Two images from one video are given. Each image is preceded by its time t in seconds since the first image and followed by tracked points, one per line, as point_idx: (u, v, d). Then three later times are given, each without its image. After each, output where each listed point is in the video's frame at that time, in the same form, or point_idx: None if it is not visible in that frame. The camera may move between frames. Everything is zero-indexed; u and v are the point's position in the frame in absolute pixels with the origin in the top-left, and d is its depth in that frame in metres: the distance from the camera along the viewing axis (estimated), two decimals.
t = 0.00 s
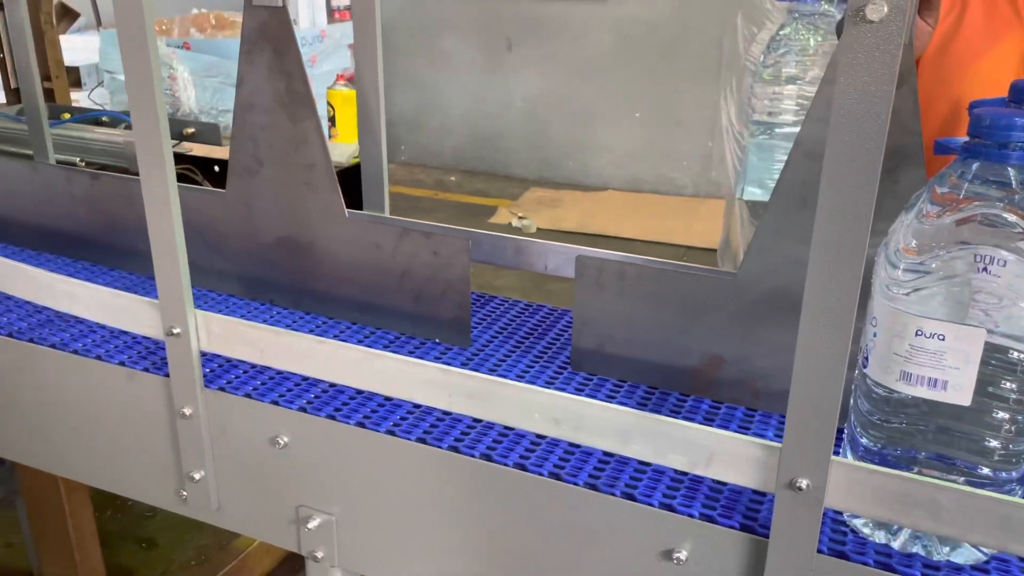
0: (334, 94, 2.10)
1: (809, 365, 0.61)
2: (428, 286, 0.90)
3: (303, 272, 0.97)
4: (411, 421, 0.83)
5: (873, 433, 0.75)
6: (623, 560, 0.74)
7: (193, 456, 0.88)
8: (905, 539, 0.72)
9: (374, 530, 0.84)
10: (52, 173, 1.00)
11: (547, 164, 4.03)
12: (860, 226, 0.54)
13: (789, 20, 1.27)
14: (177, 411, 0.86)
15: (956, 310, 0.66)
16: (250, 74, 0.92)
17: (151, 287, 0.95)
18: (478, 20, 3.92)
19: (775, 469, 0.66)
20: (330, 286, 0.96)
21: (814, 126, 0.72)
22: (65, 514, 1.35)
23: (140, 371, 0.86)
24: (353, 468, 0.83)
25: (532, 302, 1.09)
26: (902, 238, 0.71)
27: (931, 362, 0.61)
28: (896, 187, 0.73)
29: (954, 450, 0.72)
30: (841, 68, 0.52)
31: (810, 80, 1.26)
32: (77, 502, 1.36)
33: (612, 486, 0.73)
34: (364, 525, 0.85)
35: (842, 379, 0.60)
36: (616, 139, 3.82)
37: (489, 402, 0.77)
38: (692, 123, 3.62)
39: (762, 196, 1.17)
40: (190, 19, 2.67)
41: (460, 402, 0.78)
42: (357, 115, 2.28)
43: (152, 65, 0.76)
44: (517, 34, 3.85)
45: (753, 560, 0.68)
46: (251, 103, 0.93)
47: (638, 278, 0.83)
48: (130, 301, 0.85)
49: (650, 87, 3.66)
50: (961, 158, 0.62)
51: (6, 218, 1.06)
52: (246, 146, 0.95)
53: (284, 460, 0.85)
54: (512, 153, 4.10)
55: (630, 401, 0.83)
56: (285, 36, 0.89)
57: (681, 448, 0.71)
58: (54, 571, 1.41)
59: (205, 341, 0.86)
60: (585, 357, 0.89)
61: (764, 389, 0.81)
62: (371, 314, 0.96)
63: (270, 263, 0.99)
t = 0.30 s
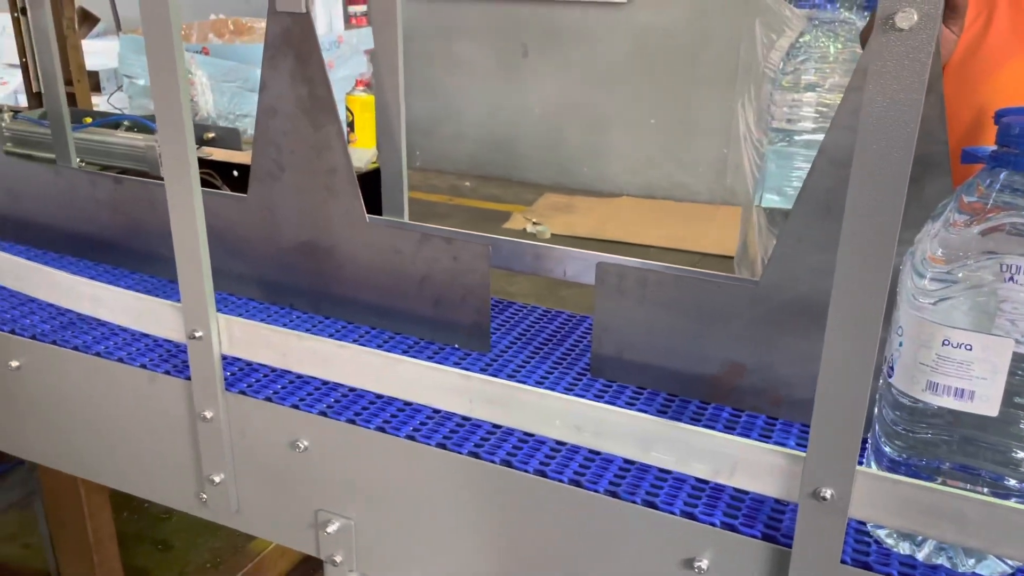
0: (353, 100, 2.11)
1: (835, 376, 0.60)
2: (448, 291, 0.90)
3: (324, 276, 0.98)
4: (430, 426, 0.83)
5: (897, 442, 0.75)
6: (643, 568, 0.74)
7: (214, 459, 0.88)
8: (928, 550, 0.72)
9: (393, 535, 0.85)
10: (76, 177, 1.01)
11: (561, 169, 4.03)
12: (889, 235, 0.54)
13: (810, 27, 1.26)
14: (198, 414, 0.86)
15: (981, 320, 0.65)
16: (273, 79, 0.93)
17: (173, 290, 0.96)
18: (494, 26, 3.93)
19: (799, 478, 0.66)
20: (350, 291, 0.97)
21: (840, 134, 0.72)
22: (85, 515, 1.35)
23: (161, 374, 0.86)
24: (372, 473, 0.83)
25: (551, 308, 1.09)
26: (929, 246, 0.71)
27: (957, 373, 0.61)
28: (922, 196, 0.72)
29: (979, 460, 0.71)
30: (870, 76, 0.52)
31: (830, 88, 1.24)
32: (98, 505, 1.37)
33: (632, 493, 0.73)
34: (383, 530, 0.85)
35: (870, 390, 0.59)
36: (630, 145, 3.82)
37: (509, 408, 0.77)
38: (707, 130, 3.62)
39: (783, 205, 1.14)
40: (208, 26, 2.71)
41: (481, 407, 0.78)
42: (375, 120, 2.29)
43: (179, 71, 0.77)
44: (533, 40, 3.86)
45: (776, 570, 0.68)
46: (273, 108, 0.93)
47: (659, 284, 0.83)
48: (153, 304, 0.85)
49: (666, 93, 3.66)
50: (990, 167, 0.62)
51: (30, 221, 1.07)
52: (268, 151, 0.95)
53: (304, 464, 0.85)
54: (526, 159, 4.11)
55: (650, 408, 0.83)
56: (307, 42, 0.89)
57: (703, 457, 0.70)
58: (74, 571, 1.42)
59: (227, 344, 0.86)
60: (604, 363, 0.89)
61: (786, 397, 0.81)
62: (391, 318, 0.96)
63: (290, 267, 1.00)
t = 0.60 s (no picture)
0: (377, 104, 2.13)
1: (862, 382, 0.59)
2: (473, 293, 0.91)
3: (348, 277, 0.98)
4: (454, 427, 0.83)
5: (926, 447, 0.75)
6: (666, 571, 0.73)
7: (239, 457, 0.89)
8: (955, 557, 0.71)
9: (415, 535, 0.85)
10: (106, 177, 1.02)
11: (580, 175, 4.04)
12: (920, 240, 0.53)
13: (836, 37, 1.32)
14: (224, 412, 0.87)
15: (1010, 322, 0.69)
16: (301, 81, 0.93)
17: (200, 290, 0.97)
18: (515, 32, 3.95)
19: (826, 482, 0.65)
20: (375, 292, 0.97)
21: (869, 138, 0.72)
22: (111, 512, 1.36)
23: (188, 372, 0.87)
24: (396, 472, 0.83)
25: (574, 311, 1.09)
26: (959, 251, 0.71)
27: (987, 378, 0.61)
28: (953, 201, 0.71)
29: (1007, 467, 0.70)
30: (902, 79, 0.51)
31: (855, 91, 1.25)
32: (122, 504, 1.38)
33: (656, 496, 0.73)
34: (405, 529, 0.85)
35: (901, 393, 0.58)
36: (650, 151, 3.83)
37: (533, 409, 0.77)
38: (727, 136, 3.62)
39: (808, 211, 1.15)
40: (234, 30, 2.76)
41: (505, 408, 0.78)
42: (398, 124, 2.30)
43: (209, 72, 0.78)
44: (553, 46, 3.88)
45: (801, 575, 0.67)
46: (301, 110, 0.94)
47: (684, 288, 0.83)
48: (182, 302, 0.86)
49: (686, 99, 3.66)
50: None
51: (60, 221, 1.08)
52: (295, 153, 0.96)
53: (327, 462, 0.86)
54: (545, 164, 4.12)
55: (674, 411, 0.83)
56: (336, 45, 0.90)
57: (728, 460, 0.70)
58: (101, 567, 1.43)
59: (253, 343, 0.87)
60: (628, 366, 0.89)
61: (811, 402, 0.80)
62: (415, 319, 0.96)
63: (315, 268, 1.00)
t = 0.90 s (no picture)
0: (407, 108, 2.15)
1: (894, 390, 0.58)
2: (502, 296, 0.92)
3: (379, 279, 1.00)
4: (484, 428, 0.84)
5: (955, 454, 0.75)
6: None
7: (271, 455, 0.90)
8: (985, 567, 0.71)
9: (444, 534, 0.86)
10: (143, 178, 1.04)
11: (604, 180, 4.05)
12: (954, 249, 0.53)
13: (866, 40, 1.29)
14: (258, 410, 0.89)
15: None
16: (336, 86, 0.95)
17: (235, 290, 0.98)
18: (541, 37, 3.97)
19: (855, 488, 0.65)
20: (405, 294, 0.99)
21: (903, 147, 0.72)
22: (143, 507, 1.39)
23: (223, 370, 0.89)
24: (425, 472, 0.84)
25: (602, 316, 1.10)
26: (993, 260, 0.73)
27: (1021, 387, 0.61)
28: (986, 211, 0.71)
29: None
30: (938, 88, 0.51)
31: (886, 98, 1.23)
32: (154, 500, 1.41)
33: (684, 500, 0.74)
34: (433, 527, 0.86)
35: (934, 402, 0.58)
36: (675, 157, 3.83)
37: (562, 412, 0.78)
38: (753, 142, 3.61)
39: (838, 218, 1.14)
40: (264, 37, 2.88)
41: (535, 410, 0.79)
42: (427, 129, 2.33)
43: (248, 77, 0.79)
44: (579, 51, 3.89)
45: None
46: (335, 114, 0.96)
47: (714, 294, 0.83)
48: (218, 302, 0.88)
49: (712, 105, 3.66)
50: None
51: (98, 221, 1.11)
52: (329, 156, 0.97)
53: (358, 462, 0.87)
54: (569, 169, 4.14)
55: (702, 416, 0.83)
56: (371, 50, 0.91)
57: (758, 465, 0.70)
58: (134, 561, 1.45)
59: (287, 342, 0.89)
60: (657, 371, 0.89)
61: (840, 409, 0.80)
62: (445, 321, 0.98)
63: (347, 270, 1.02)
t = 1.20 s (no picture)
0: (442, 113, 2.18)
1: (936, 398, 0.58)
2: (537, 299, 0.93)
3: (415, 281, 1.01)
4: (519, 430, 0.85)
5: (996, 464, 0.76)
6: None
7: (309, 453, 0.92)
8: None
9: (477, 535, 0.87)
10: (186, 180, 1.06)
11: (633, 186, 4.05)
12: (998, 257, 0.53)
13: (903, 48, 1.28)
14: (296, 408, 0.90)
15: None
16: (377, 91, 0.96)
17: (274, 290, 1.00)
18: (571, 44, 3.98)
19: (895, 496, 0.65)
20: (441, 296, 1.00)
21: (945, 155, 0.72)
22: (179, 502, 1.41)
23: (263, 368, 0.91)
24: (461, 472, 0.85)
25: (636, 321, 1.10)
26: None
27: None
28: None
29: None
30: (984, 96, 0.51)
31: (923, 106, 1.24)
32: (191, 495, 1.43)
33: (719, 505, 0.74)
34: (466, 527, 0.87)
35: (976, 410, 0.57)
36: (705, 164, 3.82)
37: (599, 416, 0.79)
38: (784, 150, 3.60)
39: (874, 225, 1.16)
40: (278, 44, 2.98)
41: (571, 413, 0.80)
42: (460, 133, 2.35)
43: (293, 82, 0.81)
44: (611, 57, 3.90)
45: None
46: (375, 118, 0.97)
47: (751, 299, 0.83)
48: (258, 302, 0.90)
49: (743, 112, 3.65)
50: None
51: (141, 221, 1.13)
52: (369, 160, 0.99)
53: (394, 461, 0.88)
54: (598, 175, 4.14)
55: (738, 421, 0.84)
56: (412, 56, 0.93)
57: (795, 471, 0.70)
58: (170, 556, 1.48)
59: (326, 341, 0.90)
60: (691, 376, 0.89)
61: (877, 417, 0.80)
62: (479, 324, 0.99)
63: (383, 271, 1.03)
